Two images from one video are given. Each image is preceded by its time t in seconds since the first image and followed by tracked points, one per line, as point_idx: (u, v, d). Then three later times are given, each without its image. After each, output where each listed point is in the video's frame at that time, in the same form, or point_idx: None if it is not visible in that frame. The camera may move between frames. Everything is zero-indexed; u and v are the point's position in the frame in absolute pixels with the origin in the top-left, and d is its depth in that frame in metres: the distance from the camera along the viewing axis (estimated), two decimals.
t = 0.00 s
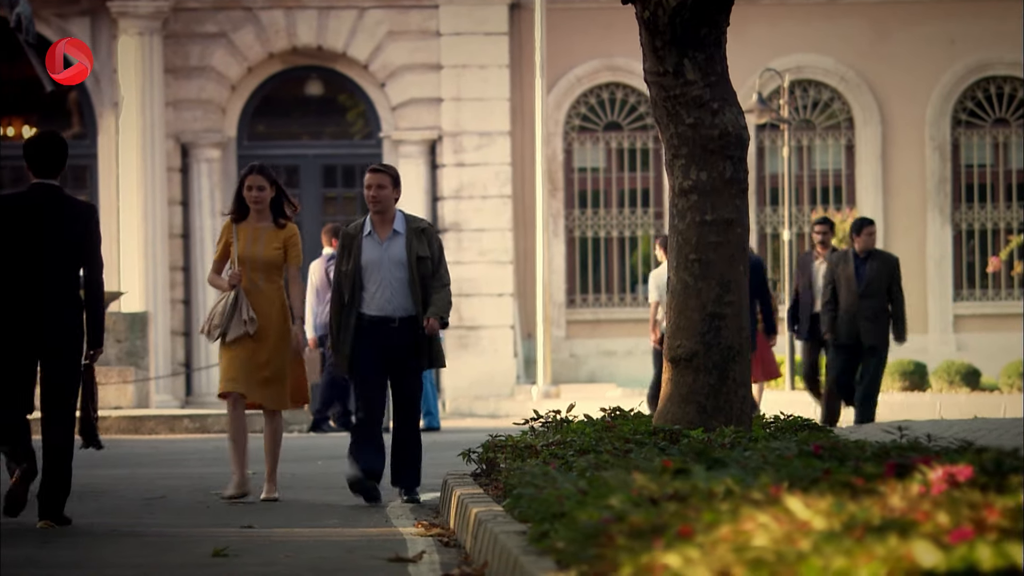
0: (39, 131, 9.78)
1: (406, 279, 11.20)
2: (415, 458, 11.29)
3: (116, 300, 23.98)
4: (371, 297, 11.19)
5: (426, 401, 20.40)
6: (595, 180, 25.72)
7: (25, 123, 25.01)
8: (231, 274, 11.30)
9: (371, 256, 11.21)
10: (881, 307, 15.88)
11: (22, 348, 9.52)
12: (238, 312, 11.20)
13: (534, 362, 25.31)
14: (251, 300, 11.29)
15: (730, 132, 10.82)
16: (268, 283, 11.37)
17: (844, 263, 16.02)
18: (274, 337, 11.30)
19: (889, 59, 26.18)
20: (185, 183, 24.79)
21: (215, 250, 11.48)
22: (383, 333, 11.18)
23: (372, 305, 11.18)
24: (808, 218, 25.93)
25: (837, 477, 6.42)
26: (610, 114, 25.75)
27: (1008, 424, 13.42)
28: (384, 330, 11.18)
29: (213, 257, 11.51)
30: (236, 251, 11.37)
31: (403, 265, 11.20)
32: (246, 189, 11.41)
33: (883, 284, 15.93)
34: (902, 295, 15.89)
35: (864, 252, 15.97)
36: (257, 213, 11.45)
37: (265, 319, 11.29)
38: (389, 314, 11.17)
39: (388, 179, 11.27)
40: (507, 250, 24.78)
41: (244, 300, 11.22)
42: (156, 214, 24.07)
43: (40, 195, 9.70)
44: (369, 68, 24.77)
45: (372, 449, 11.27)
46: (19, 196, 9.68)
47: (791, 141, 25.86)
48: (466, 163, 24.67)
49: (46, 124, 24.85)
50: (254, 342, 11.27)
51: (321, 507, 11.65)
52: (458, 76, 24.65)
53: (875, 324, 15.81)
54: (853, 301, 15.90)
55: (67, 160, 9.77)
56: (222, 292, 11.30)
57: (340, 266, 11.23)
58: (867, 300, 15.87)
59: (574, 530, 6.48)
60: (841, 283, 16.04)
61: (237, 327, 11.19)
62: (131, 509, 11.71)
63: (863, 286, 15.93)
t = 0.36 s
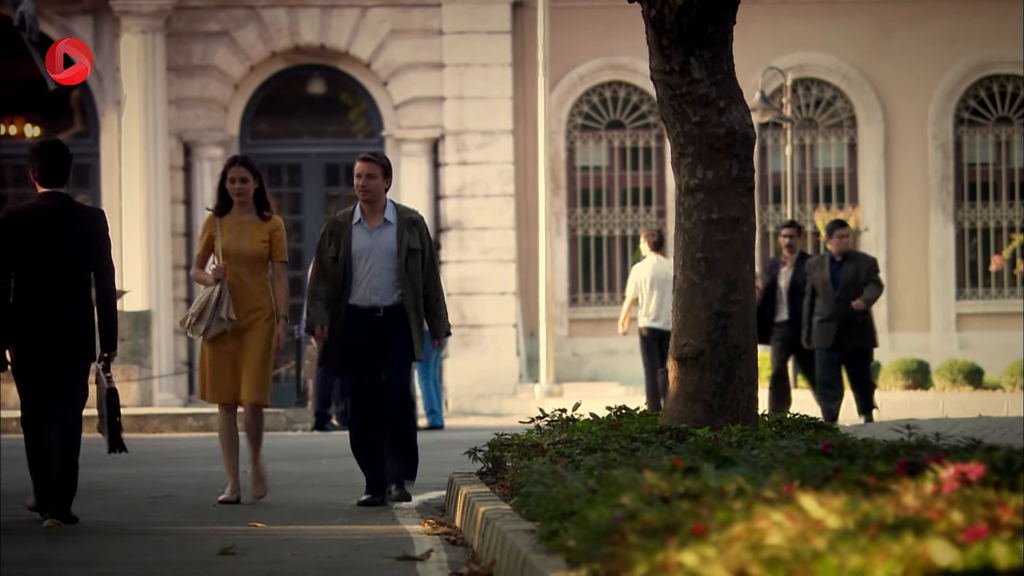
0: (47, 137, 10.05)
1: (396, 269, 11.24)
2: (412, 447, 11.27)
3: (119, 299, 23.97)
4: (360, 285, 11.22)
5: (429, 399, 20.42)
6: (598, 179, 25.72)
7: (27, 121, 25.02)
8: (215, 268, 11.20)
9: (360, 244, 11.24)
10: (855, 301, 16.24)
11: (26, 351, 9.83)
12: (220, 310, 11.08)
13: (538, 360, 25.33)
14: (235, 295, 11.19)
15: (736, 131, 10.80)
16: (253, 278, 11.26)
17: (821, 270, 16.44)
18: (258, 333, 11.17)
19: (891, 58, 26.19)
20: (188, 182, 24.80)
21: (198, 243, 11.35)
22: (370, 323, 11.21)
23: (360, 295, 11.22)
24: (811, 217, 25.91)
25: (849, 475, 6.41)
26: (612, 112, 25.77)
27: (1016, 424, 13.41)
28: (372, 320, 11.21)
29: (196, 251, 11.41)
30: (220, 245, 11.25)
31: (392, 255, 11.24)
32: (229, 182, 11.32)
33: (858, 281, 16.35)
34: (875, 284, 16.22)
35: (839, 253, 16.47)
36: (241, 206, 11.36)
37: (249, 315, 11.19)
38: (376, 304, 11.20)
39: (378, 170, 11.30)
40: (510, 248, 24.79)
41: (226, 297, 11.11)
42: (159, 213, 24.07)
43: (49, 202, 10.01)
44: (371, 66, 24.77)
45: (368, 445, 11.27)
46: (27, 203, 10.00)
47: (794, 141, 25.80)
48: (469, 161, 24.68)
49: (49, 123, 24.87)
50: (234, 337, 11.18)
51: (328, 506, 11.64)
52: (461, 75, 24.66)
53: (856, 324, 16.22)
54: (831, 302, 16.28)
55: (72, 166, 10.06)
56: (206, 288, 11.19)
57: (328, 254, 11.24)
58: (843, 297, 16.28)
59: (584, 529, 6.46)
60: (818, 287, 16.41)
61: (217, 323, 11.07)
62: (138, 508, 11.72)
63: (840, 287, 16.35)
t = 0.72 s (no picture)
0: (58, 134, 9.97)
1: (403, 272, 10.62)
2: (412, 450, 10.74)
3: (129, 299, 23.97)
4: (364, 286, 10.60)
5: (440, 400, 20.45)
6: (608, 178, 25.75)
7: (38, 121, 24.98)
8: (215, 274, 10.70)
9: (366, 243, 10.64)
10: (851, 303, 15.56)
11: (36, 348, 9.76)
12: (221, 315, 10.59)
13: (548, 360, 25.34)
14: (235, 302, 10.69)
15: (750, 130, 10.77)
16: (254, 284, 10.76)
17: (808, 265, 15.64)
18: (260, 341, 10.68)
19: (902, 58, 26.21)
20: (199, 183, 24.81)
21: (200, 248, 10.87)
22: (373, 324, 10.59)
23: (364, 295, 10.60)
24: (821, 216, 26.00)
25: (867, 476, 6.41)
26: (622, 113, 25.78)
27: None
28: (375, 321, 10.59)
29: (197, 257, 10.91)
30: (221, 249, 10.76)
31: (398, 256, 10.62)
32: (232, 184, 10.82)
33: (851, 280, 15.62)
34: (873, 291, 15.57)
35: (832, 250, 15.66)
36: (245, 210, 10.86)
37: (251, 322, 10.69)
38: (380, 305, 10.57)
39: (388, 169, 10.69)
40: (521, 248, 24.79)
41: (227, 303, 10.61)
42: (171, 213, 24.10)
43: (60, 198, 9.93)
44: (382, 66, 24.77)
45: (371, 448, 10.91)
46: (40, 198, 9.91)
47: (805, 140, 25.86)
48: (479, 161, 24.68)
49: (59, 123, 24.85)
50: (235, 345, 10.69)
51: (342, 506, 11.63)
52: (472, 75, 24.65)
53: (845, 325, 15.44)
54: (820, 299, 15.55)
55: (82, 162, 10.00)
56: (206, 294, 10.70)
57: (334, 251, 10.67)
58: (836, 296, 15.54)
59: (602, 528, 6.45)
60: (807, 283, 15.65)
61: (220, 332, 10.59)
62: (151, 507, 11.71)
63: (833, 284, 15.61)
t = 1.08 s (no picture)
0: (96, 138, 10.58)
1: (408, 272, 10.64)
2: (425, 447, 10.81)
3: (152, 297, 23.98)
4: (371, 291, 10.61)
5: (462, 397, 20.44)
6: (630, 176, 25.75)
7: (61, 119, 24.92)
8: (229, 275, 10.70)
9: (370, 249, 10.63)
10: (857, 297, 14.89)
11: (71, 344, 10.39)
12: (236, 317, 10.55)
13: (570, 358, 25.32)
14: (251, 303, 10.68)
15: (774, 128, 10.75)
16: (267, 284, 10.76)
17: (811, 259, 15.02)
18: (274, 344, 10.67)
19: (924, 55, 26.21)
20: (221, 181, 24.85)
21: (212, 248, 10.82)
22: (385, 329, 10.62)
23: (373, 300, 10.61)
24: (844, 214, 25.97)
25: (895, 475, 6.38)
26: (645, 110, 25.79)
27: None
28: (387, 326, 10.61)
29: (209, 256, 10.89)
30: (235, 250, 10.74)
31: (404, 257, 10.64)
32: (244, 184, 10.77)
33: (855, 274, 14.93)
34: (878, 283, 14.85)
35: (837, 242, 15.01)
36: (256, 209, 10.82)
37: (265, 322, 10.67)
38: (391, 309, 10.59)
39: (385, 170, 10.65)
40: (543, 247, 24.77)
41: (242, 305, 10.58)
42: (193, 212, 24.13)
43: (96, 200, 10.56)
44: (404, 64, 24.78)
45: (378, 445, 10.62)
46: (78, 200, 10.55)
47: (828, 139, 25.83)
48: (501, 159, 24.67)
49: (82, 122, 24.87)
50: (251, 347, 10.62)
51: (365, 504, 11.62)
52: (494, 73, 24.65)
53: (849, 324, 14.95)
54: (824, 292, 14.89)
55: (118, 165, 10.59)
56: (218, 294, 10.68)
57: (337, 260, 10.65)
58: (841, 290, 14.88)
59: (629, 527, 6.43)
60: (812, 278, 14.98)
61: (237, 332, 10.55)
62: (175, 505, 11.70)
63: (838, 278, 14.94)
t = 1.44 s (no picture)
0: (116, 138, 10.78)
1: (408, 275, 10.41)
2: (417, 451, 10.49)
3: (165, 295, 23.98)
4: (368, 288, 10.39)
5: (475, 394, 20.44)
6: (644, 174, 25.78)
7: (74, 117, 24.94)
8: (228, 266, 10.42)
9: (371, 245, 10.40)
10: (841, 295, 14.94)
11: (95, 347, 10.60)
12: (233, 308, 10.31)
13: (583, 356, 25.35)
14: (249, 294, 10.41)
15: (789, 126, 10.70)
16: (264, 274, 10.46)
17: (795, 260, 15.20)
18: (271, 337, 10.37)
19: (937, 53, 26.22)
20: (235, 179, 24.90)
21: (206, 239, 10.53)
22: (378, 328, 10.37)
23: (369, 298, 10.38)
24: (858, 212, 26.00)
25: (912, 472, 6.39)
26: (658, 108, 25.81)
27: None
28: (380, 325, 10.37)
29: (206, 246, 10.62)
30: (231, 239, 10.46)
31: (406, 259, 10.41)
32: (242, 171, 10.51)
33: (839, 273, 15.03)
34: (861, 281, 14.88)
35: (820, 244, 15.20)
36: (253, 198, 10.55)
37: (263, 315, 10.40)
38: (385, 310, 10.36)
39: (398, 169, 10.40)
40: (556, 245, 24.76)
41: (239, 297, 10.33)
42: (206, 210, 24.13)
43: (117, 198, 10.73)
44: (417, 62, 24.79)
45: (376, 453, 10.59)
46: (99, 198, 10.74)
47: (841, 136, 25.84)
48: (514, 157, 24.66)
49: (96, 120, 24.88)
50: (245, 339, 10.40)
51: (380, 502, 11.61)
52: (507, 71, 24.64)
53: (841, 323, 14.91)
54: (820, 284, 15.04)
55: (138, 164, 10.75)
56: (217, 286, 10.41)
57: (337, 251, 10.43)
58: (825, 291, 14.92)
59: (645, 524, 6.43)
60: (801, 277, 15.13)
61: (231, 323, 10.29)
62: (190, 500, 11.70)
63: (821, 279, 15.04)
